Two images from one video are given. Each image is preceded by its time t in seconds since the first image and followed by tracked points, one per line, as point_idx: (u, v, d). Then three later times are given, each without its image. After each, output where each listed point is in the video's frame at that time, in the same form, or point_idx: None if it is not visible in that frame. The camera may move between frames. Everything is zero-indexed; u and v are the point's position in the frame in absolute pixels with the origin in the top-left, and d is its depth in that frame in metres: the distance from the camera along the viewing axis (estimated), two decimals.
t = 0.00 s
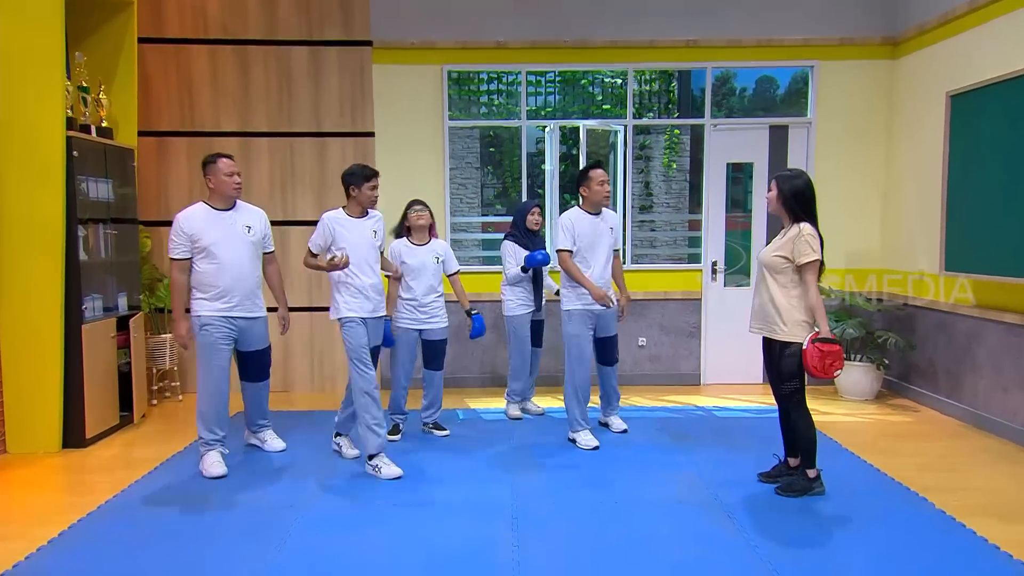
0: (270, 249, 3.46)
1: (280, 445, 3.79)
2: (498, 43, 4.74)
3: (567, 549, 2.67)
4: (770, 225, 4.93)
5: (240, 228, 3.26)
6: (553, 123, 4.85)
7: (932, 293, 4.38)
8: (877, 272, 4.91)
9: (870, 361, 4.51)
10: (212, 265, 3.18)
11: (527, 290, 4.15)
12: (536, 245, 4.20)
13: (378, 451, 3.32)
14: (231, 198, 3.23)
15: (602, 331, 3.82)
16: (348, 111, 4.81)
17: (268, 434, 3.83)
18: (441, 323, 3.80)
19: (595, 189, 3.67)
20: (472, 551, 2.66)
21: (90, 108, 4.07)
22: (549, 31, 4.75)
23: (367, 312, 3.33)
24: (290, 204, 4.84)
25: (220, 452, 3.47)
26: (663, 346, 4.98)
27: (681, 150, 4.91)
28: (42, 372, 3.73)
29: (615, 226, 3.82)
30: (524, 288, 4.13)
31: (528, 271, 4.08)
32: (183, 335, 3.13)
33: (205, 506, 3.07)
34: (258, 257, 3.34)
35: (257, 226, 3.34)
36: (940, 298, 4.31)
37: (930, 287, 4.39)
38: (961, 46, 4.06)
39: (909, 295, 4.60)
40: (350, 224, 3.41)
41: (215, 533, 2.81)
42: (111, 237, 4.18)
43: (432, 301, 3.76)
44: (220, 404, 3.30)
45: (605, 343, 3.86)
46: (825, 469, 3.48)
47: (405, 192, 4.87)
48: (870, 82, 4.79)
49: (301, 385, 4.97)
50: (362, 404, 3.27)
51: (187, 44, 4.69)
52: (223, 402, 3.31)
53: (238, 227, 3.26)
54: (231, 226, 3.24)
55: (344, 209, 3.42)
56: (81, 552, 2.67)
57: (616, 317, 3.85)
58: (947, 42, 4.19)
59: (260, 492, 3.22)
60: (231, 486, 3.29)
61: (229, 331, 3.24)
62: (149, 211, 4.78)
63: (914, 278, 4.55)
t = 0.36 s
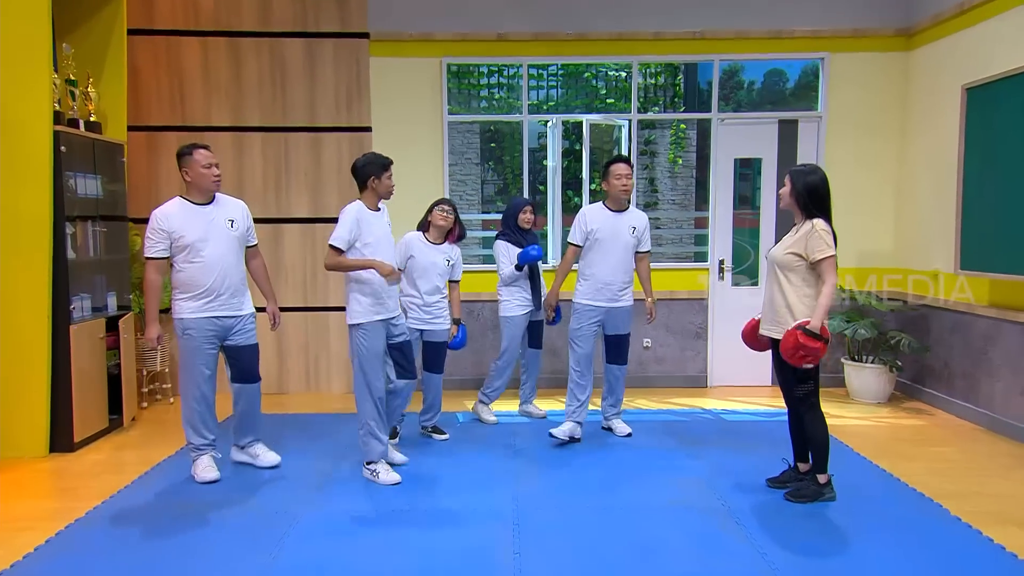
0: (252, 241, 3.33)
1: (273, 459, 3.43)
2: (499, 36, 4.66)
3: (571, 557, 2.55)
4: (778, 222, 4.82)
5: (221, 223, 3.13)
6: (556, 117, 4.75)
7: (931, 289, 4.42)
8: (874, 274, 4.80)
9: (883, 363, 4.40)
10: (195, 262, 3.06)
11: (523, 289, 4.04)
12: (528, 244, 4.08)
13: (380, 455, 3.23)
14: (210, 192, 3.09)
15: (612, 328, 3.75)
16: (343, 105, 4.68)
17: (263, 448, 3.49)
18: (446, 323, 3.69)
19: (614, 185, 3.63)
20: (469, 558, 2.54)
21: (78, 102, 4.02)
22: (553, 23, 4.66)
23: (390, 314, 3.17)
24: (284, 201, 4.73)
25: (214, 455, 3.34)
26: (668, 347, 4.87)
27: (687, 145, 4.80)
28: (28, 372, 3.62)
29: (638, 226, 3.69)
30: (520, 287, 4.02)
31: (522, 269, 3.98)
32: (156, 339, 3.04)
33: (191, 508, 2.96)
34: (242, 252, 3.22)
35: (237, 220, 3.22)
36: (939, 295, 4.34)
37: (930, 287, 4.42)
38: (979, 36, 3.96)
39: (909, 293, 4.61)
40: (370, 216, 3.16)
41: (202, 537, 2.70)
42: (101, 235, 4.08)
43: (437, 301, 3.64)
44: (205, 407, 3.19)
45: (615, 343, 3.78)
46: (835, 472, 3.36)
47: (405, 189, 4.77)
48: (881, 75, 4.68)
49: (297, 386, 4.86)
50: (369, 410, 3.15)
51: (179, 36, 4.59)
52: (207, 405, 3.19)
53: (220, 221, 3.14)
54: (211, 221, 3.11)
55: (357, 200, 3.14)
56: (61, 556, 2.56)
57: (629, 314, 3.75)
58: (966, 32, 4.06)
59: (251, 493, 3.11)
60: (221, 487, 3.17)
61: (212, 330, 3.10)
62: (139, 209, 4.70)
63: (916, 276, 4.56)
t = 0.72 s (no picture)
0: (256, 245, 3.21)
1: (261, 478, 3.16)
2: (499, 30, 4.58)
3: (572, 561, 2.48)
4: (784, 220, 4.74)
5: (228, 222, 3.00)
6: (558, 113, 4.68)
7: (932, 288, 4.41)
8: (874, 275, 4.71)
9: (890, 364, 4.33)
10: (201, 262, 2.91)
11: (509, 288, 3.94)
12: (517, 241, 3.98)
13: (379, 459, 3.16)
14: (216, 188, 2.96)
15: (608, 329, 3.69)
16: (341, 101, 4.61)
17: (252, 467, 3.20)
18: (445, 320, 3.59)
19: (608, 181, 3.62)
20: (466, 565, 2.46)
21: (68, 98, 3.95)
22: (554, 17, 4.59)
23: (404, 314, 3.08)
24: (280, 199, 4.66)
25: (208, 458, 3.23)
26: (671, 348, 4.79)
27: (691, 142, 4.73)
28: (16, 372, 3.54)
29: (629, 222, 3.64)
30: (506, 286, 3.93)
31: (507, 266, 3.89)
32: (167, 340, 2.91)
33: (182, 512, 2.88)
34: (247, 253, 3.09)
35: (245, 220, 3.09)
36: (942, 295, 4.31)
37: (931, 287, 4.41)
38: (989, 31, 3.89)
39: (910, 294, 4.58)
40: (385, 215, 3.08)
41: (193, 541, 2.62)
42: (93, 233, 4.01)
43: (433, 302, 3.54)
44: (201, 412, 3.05)
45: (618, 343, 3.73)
46: (842, 476, 3.28)
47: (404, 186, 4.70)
48: (888, 71, 4.61)
49: (293, 387, 4.78)
50: (373, 413, 3.07)
51: (173, 31, 4.52)
52: (203, 411, 3.05)
53: (227, 220, 3.01)
54: (218, 219, 2.98)
55: (369, 197, 3.04)
56: (46, 561, 2.48)
57: (626, 315, 3.68)
58: (978, 25, 3.97)
59: (244, 497, 3.03)
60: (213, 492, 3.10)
61: (216, 332, 2.95)
62: (131, 207, 4.63)
63: (919, 276, 4.53)
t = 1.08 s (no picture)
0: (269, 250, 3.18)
1: (264, 479, 3.16)
2: (499, 30, 4.58)
3: (572, 561, 2.47)
4: (784, 220, 4.74)
5: (242, 224, 2.98)
6: (558, 113, 4.68)
7: (932, 288, 4.41)
8: (876, 274, 4.71)
9: (891, 364, 4.33)
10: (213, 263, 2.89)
11: (494, 289, 3.94)
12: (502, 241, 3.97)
13: (379, 459, 3.15)
14: (233, 189, 2.96)
15: (601, 328, 3.72)
16: (340, 100, 4.61)
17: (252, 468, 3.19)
18: (436, 327, 3.52)
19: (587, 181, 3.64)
20: (466, 566, 2.45)
21: (68, 98, 3.95)
22: (554, 17, 4.58)
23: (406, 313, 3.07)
24: (280, 199, 4.66)
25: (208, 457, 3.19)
26: (671, 348, 4.79)
27: (691, 142, 4.72)
28: (16, 373, 3.53)
29: (611, 220, 3.68)
30: (490, 287, 3.93)
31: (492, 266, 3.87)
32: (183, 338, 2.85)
33: (183, 512, 2.88)
34: (259, 257, 3.06)
35: (258, 223, 3.06)
36: (942, 295, 4.31)
37: (931, 288, 4.41)
38: (989, 32, 3.90)
39: (910, 294, 4.58)
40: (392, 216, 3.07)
41: (193, 541, 2.62)
42: (93, 233, 4.01)
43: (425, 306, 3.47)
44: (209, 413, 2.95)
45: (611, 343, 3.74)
46: (842, 476, 3.28)
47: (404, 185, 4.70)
48: (889, 70, 4.60)
49: (293, 388, 4.78)
50: (373, 414, 3.07)
51: (172, 31, 4.52)
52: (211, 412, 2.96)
53: (240, 222, 2.98)
54: (231, 221, 2.95)
55: (375, 197, 3.04)
56: (47, 560, 2.48)
57: (617, 314, 3.71)
58: (980, 24, 3.96)
59: (245, 497, 3.03)
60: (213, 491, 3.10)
61: (227, 333, 2.91)
62: (131, 206, 4.64)
63: (919, 276, 4.53)
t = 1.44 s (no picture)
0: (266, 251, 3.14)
1: (264, 479, 3.16)
2: (499, 30, 4.58)
3: (572, 562, 2.47)
4: (784, 220, 4.74)
5: (242, 225, 2.93)
6: (557, 113, 4.68)
7: (932, 288, 4.41)
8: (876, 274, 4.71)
9: (891, 364, 4.33)
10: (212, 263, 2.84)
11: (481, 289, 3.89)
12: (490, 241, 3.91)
13: (378, 459, 3.15)
14: (233, 188, 2.91)
15: (585, 325, 3.78)
16: (340, 100, 4.61)
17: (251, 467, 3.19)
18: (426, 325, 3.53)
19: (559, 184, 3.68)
20: (465, 566, 2.45)
21: (68, 98, 3.95)
22: (553, 17, 4.58)
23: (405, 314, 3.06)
24: (280, 199, 4.66)
25: (193, 479, 2.93)
26: (671, 348, 4.79)
27: (691, 142, 4.73)
28: (16, 373, 3.54)
29: (588, 220, 3.79)
30: (477, 287, 3.88)
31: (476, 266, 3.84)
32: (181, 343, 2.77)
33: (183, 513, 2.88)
34: (258, 258, 3.02)
35: (256, 224, 3.02)
36: (942, 296, 4.31)
37: (931, 288, 4.41)
38: (988, 32, 3.90)
39: (910, 295, 4.58)
40: (393, 216, 3.05)
41: (193, 541, 2.62)
42: (93, 233, 4.01)
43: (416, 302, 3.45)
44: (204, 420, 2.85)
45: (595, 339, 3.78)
46: (842, 476, 3.28)
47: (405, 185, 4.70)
48: (889, 70, 4.60)
49: (293, 388, 4.78)
50: (372, 416, 3.07)
51: (172, 30, 4.52)
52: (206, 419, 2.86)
53: (240, 222, 2.94)
54: (232, 221, 2.91)
55: (378, 198, 3.03)
56: (47, 560, 2.49)
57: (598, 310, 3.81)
58: (980, 24, 3.96)
59: (245, 497, 3.03)
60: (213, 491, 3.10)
61: (224, 336, 2.86)
62: (131, 206, 4.64)
63: (919, 276, 4.53)
